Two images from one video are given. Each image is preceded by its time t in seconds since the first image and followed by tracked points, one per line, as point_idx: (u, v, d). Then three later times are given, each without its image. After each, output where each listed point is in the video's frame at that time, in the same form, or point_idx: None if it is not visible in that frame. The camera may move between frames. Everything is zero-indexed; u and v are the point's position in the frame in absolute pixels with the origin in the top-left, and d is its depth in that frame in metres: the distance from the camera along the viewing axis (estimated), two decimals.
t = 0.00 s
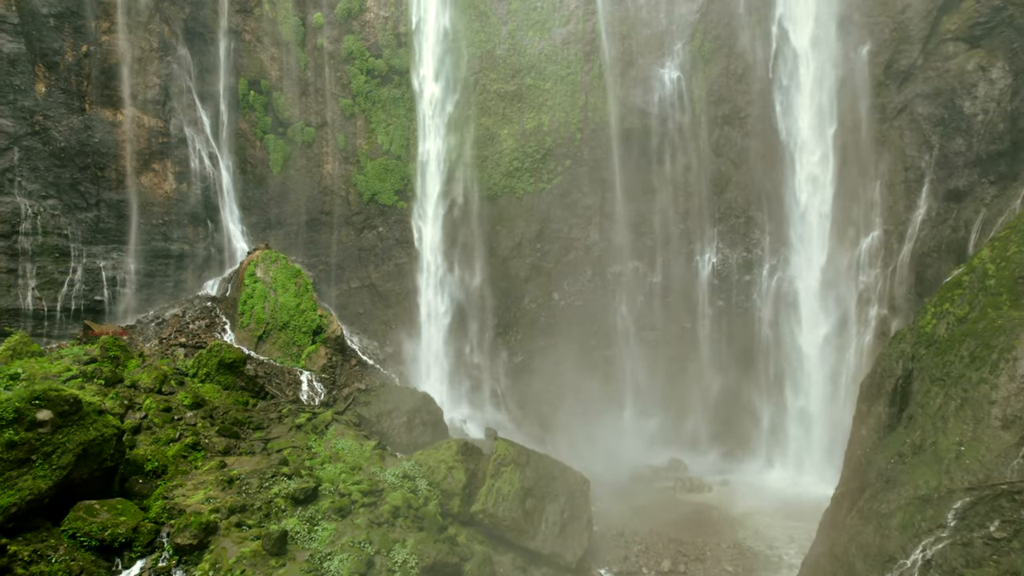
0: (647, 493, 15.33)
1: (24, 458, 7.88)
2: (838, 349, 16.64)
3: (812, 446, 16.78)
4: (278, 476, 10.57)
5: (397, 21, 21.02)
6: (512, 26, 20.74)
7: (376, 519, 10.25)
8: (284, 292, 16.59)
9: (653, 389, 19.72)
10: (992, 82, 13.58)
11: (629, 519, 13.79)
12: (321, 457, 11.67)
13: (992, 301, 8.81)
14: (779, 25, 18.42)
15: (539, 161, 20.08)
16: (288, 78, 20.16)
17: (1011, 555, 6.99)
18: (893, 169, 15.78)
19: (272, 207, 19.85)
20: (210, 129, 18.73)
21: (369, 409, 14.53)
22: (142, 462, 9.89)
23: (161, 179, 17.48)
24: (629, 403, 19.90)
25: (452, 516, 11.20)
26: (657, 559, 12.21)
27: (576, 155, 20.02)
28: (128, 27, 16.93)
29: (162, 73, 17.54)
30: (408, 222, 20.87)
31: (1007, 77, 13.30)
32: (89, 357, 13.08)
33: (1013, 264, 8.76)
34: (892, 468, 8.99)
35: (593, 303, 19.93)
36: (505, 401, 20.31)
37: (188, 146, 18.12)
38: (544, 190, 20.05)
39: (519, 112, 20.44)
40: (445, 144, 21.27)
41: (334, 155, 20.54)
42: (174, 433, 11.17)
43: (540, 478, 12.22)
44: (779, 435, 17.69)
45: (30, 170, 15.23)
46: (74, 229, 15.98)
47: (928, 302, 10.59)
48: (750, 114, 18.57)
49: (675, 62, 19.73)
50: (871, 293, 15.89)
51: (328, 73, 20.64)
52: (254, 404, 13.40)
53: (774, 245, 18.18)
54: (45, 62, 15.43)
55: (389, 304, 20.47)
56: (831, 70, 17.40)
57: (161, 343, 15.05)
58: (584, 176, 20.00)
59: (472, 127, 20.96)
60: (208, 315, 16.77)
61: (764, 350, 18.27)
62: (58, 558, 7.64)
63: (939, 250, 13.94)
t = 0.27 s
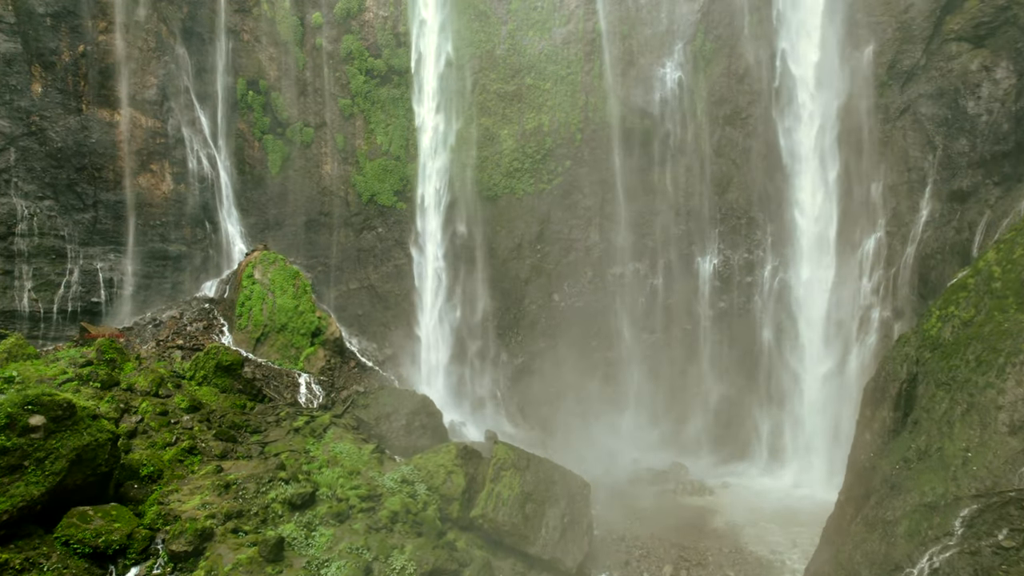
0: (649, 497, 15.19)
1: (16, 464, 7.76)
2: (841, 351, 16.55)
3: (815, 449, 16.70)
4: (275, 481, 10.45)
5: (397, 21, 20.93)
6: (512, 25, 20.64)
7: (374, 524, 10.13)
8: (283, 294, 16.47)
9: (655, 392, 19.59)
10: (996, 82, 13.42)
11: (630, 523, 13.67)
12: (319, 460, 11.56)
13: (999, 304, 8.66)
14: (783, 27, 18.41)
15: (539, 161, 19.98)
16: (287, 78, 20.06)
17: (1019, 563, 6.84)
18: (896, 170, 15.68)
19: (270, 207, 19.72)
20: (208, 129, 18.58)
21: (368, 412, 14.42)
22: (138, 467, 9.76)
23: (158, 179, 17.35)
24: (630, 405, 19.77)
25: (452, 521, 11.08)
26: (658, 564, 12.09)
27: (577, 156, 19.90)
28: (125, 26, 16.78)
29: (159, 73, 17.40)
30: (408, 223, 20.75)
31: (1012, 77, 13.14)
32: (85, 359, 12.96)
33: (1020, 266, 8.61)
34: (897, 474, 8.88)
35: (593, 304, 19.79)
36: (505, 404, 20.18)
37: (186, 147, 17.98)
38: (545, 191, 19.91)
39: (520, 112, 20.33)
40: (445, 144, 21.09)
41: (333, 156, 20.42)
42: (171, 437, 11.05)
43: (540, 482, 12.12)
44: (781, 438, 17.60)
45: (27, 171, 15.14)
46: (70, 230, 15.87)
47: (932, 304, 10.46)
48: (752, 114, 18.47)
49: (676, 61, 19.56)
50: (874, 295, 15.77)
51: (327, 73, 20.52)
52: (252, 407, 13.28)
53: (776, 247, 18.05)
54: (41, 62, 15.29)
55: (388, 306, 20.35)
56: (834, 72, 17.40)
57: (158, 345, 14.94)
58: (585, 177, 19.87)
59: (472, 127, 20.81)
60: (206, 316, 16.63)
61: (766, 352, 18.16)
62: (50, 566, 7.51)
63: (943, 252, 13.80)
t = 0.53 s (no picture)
0: (649, 500, 15.07)
1: (8, 470, 7.66)
2: (843, 352, 16.39)
3: (816, 451, 16.53)
4: (272, 486, 10.33)
5: (395, 21, 20.84)
6: (512, 25, 20.53)
7: (372, 529, 10.01)
8: (281, 296, 16.35)
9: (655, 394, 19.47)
10: (1000, 81, 13.25)
11: (631, 527, 13.54)
12: (316, 465, 11.45)
13: (1004, 308, 8.48)
14: (784, 26, 18.23)
15: (539, 162, 19.88)
16: (286, 78, 19.98)
17: None
18: (899, 170, 15.54)
19: (268, 208, 19.61)
20: (206, 130, 18.45)
21: (367, 415, 14.31)
22: (133, 471, 9.65)
23: (155, 180, 17.23)
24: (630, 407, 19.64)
25: (451, 526, 10.96)
26: (659, 569, 11.95)
27: (577, 156, 19.80)
28: (122, 26, 16.66)
29: (157, 73, 17.28)
30: (407, 224, 20.63)
31: (1016, 77, 12.97)
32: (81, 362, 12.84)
33: None
34: (902, 480, 8.78)
35: (592, 306, 19.68)
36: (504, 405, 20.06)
37: (184, 148, 17.85)
38: (544, 192, 19.80)
39: (520, 112, 20.23)
40: (444, 145, 21.03)
41: (332, 156, 20.33)
42: (166, 441, 10.95)
43: (539, 487, 12.01)
44: (783, 440, 17.45)
45: (23, 171, 14.98)
46: (67, 231, 15.74)
47: (935, 307, 10.30)
48: (753, 114, 18.33)
49: (676, 61, 19.47)
50: (877, 297, 15.62)
51: (325, 74, 20.44)
52: (249, 410, 13.17)
53: (777, 248, 17.93)
54: (37, 62, 15.16)
55: (387, 307, 20.24)
56: (836, 71, 17.21)
57: (155, 347, 14.84)
58: (584, 178, 19.77)
59: (472, 127, 20.73)
60: (203, 318, 16.52)
61: (767, 354, 18.03)
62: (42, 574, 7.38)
63: (947, 254, 13.67)
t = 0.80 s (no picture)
0: (650, 504, 14.94)
1: None
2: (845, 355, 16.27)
3: (818, 454, 16.42)
4: (268, 491, 10.20)
5: (394, 21, 20.73)
6: (512, 25, 20.45)
7: (369, 536, 9.89)
8: (279, 297, 16.21)
9: (655, 396, 19.35)
10: (1004, 82, 13.13)
11: (631, 532, 13.40)
12: (313, 469, 11.34)
13: (1009, 311, 8.37)
14: (785, 25, 18.02)
15: (538, 163, 19.78)
16: (284, 78, 19.87)
17: None
18: (902, 171, 15.41)
19: (266, 209, 19.50)
20: (204, 130, 18.33)
21: (365, 418, 14.18)
22: (128, 476, 9.52)
23: (152, 181, 17.09)
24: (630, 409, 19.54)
25: (449, 531, 10.86)
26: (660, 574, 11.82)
27: (577, 157, 19.69)
28: (119, 26, 16.54)
29: (154, 73, 17.15)
30: (406, 225, 20.50)
31: (1019, 77, 12.85)
32: (77, 364, 12.72)
33: None
34: (907, 487, 8.67)
35: (592, 307, 19.58)
36: (503, 407, 19.94)
37: (181, 148, 17.72)
38: (544, 193, 19.69)
39: (519, 112, 20.13)
40: (442, 146, 20.88)
41: (330, 157, 20.22)
42: (162, 446, 10.82)
43: (538, 491, 11.88)
44: (784, 444, 17.34)
45: (18, 172, 14.86)
46: (64, 233, 15.62)
47: (940, 310, 10.14)
48: (754, 115, 18.20)
49: (677, 61, 19.40)
50: (879, 298, 15.49)
51: (324, 74, 20.34)
52: (246, 413, 13.05)
53: (779, 249, 17.79)
54: (33, 62, 15.03)
55: (385, 308, 20.12)
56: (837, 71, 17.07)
57: (152, 349, 14.75)
58: (584, 178, 19.66)
59: (471, 127, 20.60)
60: (201, 320, 16.39)
61: (768, 357, 17.90)
62: None
63: (950, 256, 13.54)
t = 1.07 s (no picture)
0: (649, 508, 14.82)
1: None
2: (845, 358, 16.14)
3: (819, 457, 16.30)
4: (263, 496, 10.07)
5: (392, 20, 20.59)
6: (510, 25, 20.34)
7: (366, 542, 9.76)
8: (275, 299, 16.09)
9: (654, 398, 19.23)
10: (1006, 82, 13.03)
11: (631, 537, 13.27)
12: (309, 474, 11.21)
13: (1013, 314, 8.27)
14: (787, 24, 17.83)
15: (537, 163, 19.67)
16: (281, 78, 19.74)
17: None
18: (903, 173, 15.29)
19: (264, 210, 19.39)
20: (201, 131, 18.24)
21: (362, 421, 14.04)
22: (121, 482, 9.40)
23: (148, 182, 16.96)
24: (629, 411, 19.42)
25: (446, 536, 10.76)
26: None
27: (576, 158, 19.59)
28: (114, 26, 16.42)
29: (150, 73, 17.03)
30: (404, 226, 20.36)
31: (1021, 77, 12.76)
32: (71, 367, 12.61)
33: None
34: (910, 493, 8.57)
35: (591, 309, 19.48)
36: (502, 410, 19.82)
37: (178, 149, 17.59)
38: (543, 193, 19.57)
39: (518, 112, 20.00)
40: (440, 146, 20.73)
41: (328, 157, 20.08)
42: (157, 450, 10.69)
43: (536, 496, 11.73)
44: (784, 446, 17.23)
45: (12, 173, 14.84)
46: (58, 234, 15.52)
47: (943, 313, 10.00)
48: (755, 115, 18.06)
49: (677, 62, 19.31)
50: (881, 300, 15.37)
51: (321, 74, 20.20)
52: (242, 416, 12.92)
53: (779, 251, 17.66)
54: (27, 62, 14.97)
55: (383, 310, 19.99)
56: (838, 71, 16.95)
57: (147, 351, 14.68)
58: (583, 179, 19.56)
59: (469, 128, 20.47)
60: (197, 322, 16.29)
61: (768, 359, 17.77)
62: None
63: (951, 258, 13.44)
